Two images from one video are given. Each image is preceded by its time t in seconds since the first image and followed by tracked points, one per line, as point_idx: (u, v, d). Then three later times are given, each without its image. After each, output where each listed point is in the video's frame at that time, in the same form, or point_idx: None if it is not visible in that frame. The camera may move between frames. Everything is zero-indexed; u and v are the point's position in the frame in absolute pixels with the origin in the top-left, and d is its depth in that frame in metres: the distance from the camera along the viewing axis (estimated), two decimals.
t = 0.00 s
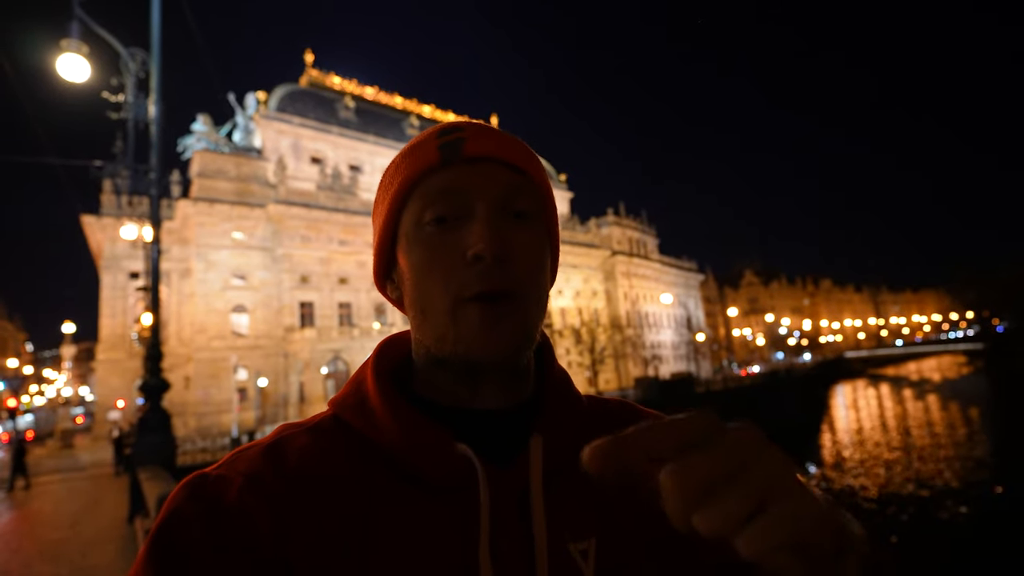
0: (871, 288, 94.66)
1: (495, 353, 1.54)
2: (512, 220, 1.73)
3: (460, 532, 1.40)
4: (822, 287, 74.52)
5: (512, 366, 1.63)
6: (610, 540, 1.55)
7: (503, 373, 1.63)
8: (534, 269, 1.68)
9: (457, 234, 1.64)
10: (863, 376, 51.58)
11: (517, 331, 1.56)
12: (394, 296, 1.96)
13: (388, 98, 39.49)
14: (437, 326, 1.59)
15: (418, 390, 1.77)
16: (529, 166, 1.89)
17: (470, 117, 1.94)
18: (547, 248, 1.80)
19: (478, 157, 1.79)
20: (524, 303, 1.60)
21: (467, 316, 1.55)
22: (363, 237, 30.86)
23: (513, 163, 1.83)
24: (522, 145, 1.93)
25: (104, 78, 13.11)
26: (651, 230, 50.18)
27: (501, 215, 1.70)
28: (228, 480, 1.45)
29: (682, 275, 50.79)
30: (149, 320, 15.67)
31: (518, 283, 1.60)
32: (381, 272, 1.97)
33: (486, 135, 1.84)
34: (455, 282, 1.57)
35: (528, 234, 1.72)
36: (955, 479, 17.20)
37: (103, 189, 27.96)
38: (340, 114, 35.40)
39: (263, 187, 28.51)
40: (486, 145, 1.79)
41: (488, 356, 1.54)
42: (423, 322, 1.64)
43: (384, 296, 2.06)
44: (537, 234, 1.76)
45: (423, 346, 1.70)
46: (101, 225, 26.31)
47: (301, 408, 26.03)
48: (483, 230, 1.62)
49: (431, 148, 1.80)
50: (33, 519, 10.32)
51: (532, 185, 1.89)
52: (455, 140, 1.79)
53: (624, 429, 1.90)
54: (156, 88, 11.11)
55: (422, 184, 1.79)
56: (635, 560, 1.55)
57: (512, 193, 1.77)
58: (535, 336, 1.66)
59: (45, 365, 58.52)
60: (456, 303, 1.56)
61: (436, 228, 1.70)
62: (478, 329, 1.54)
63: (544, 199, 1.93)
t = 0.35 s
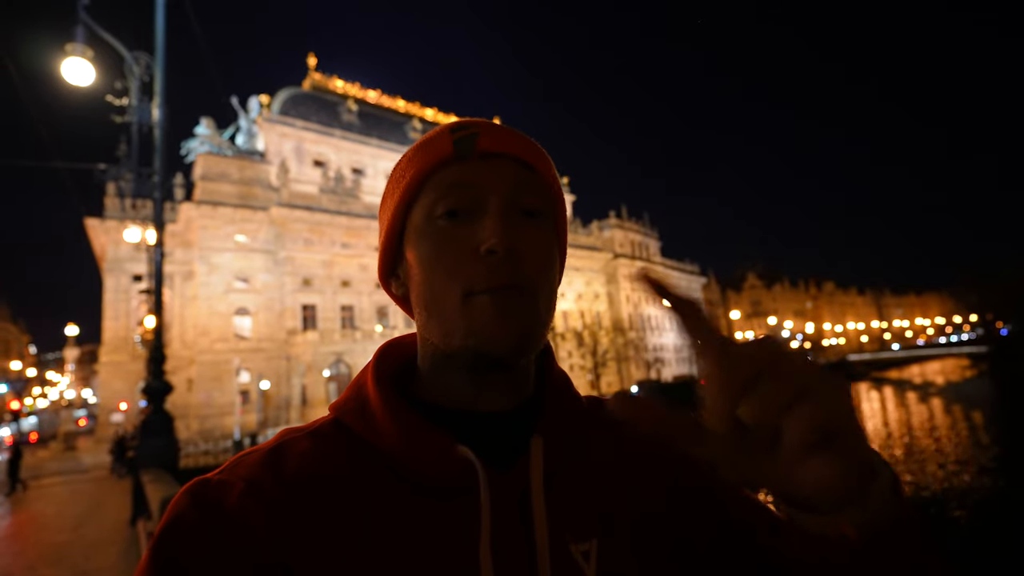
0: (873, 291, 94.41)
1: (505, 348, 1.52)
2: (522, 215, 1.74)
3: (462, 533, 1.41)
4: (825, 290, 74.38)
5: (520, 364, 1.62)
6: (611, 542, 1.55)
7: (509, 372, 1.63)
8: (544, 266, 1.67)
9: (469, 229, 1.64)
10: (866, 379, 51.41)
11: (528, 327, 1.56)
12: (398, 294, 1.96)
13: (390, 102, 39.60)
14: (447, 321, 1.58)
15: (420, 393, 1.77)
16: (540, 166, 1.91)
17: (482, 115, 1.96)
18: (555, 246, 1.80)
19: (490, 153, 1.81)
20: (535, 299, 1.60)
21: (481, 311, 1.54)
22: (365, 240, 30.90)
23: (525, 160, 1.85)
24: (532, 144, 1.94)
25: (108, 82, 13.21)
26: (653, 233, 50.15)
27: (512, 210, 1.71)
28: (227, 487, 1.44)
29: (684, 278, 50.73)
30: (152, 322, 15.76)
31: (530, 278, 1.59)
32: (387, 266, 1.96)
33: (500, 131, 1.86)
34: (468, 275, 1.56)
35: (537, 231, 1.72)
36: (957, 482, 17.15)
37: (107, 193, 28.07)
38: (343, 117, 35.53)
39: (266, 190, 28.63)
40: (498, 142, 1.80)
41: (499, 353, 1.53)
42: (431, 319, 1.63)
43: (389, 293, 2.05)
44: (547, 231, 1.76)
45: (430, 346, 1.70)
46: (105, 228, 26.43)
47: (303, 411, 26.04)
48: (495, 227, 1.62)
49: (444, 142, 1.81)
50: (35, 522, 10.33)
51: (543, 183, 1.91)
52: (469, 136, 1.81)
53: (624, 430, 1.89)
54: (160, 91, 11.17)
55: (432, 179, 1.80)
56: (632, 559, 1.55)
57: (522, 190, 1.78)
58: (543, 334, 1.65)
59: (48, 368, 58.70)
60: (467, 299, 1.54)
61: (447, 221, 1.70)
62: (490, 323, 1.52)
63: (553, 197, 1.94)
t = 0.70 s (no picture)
0: (871, 296, 94.56)
1: (514, 373, 1.53)
2: (538, 240, 1.73)
3: (462, 537, 1.41)
4: (822, 294, 74.50)
5: (528, 382, 1.63)
6: (606, 547, 1.55)
7: (516, 388, 1.64)
8: (558, 291, 1.68)
9: (485, 250, 1.64)
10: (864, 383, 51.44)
11: (537, 352, 1.57)
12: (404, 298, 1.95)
13: (389, 106, 39.67)
14: (459, 340, 1.58)
15: (422, 397, 1.76)
16: (561, 186, 1.89)
17: (507, 126, 1.92)
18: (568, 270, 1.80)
19: (512, 171, 1.78)
20: (546, 325, 1.60)
21: (492, 336, 1.54)
22: (363, 244, 30.84)
23: (547, 181, 1.82)
24: (553, 160, 1.92)
25: (107, 86, 13.17)
26: (651, 238, 50.22)
27: (530, 235, 1.70)
28: (226, 486, 1.43)
29: (682, 282, 50.75)
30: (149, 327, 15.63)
31: (544, 305, 1.60)
32: (393, 271, 1.95)
33: (522, 149, 1.83)
34: (484, 296, 1.56)
35: (554, 255, 1.72)
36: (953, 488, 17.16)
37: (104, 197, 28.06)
38: (341, 122, 35.57)
39: (263, 195, 28.62)
40: (522, 161, 1.78)
41: (509, 374, 1.53)
42: (441, 334, 1.62)
43: (394, 296, 2.05)
44: (561, 255, 1.77)
45: (436, 357, 1.69)
46: (102, 232, 26.39)
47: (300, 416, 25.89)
48: (514, 249, 1.61)
49: (466, 154, 1.78)
50: (30, 527, 10.27)
51: (562, 202, 1.89)
52: (492, 151, 1.78)
53: (623, 437, 1.88)
54: (158, 95, 11.17)
55: (450, 193, 1.77)
56: (628, 560, 1.55)
57: (542, 212, 1.77)
58: (550, 354, 1.65)
59: (45, 373, 58.58)
60: (482, 320, 1.55)
61: (462, 239, 1.69)
62: (502, 349, 1.53)
63: (570, 217, 1.92)
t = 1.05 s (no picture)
0: (874, 299, 94.31)
1: (509, 365, 1.52)
2: (525, 231, 1.74)
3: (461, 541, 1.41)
4: (825, 298, 74.34)
5: (523, 377, 1.62)
6: (612, 552, 1.54)
7: (514, 385, 1.63)
8: (547, 280, 1.68)
9: (473, 244, 1.64)
10: (868, 388, 51.21)
11: (530, 341, 1.57)
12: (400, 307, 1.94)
13: (392, 109, 39.79)
14: (450, 336, 1.58)
15: (422, 401, 1.76)
16: (543, 181, 1.91)
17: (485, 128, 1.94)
18: (557, 260, 1.81)
19: (493, 168, 1.80)
20: (536, 314, 1.60)
21: (483, 328, 1.54)
22: (366, 246, 30.87)
23: (529, 175, 1.84)
24: (534, 158, 1.94)
25: (110, 89, 13.24)
26: (653, 241, 50.20)
27: (515, 225, 1.71)
28: (228, 492, 1.43)
29: (684, 286, 50.68)
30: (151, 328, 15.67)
31: (533, 293, 1.61)
32: (388, 280, 1.95)
33: (502, 147, 1.84)
34: (472, 289, 1.56)
35: (541, 245, 1.73)
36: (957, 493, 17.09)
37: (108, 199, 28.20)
38: (344, 124, 35.69)
39: (266, 197, 28.69)
40: (502, 157, 1.80)
41: (503, 365, 1.52)
42: (434, 332, 1.62)
43: (390, 307, 2.04)
44: (549, 246, 1.78)
45: (432, 359, 1.69)
46: (105, 234, 26.48)
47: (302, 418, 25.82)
48: (500, 240, 1.62)
49: (446, 156, 1.80)
50: (32, 528, 10.29)
51: (545, 197, 1.90)
52: (472, 151, 1.80)
53: (626, 441, 1.88)
54: (162, 98, 11.23)
55: (435, 193, 1.78)
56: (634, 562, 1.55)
57: (526, 205, 1.78)
58: (544, 347, 1.65)
59: (47, 374, 58.71)
60: (471, 313, 1.55)
61: (450, 236, 1.69)
62: (494, 339, 1.53)
63: (554, 212, 1.94)
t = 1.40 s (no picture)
0: (875, 301, 94.12)
1: (510, 377, 1.54)
2: (521, 240, 1.74)
3: (463, 543, 1.40)
4: (826, 299, 74.33)
5: (524, 387, 1.63)
6: (618, 553, 1.54)
7: (518, 390, 1.63)
8: (545, 290, 1.69)
9: (468, 258, 1.64)
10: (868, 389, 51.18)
11: (529, 354, 1.57)
12: (404, 314, 1.94)
13: (393, 109, 39.83)
14: (451, 348, 1.58)
15: (427, 404, 1.76)
16: (538, 187, 1.90)
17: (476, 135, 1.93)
18: (554, 269, 1.82)
19: (487, 178, 1.79)
20: (535, 325, 1.60)
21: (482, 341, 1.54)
22: (367, 246, 30.87)
23: (525, 184, 1.83)
24: (528, 164, 1.93)
25: (113, 89, 13.27)
26: (654, 242, 50.18)
27: (510, 237, 1.71)
28: (235, 492, 1.43)
29: (685, 286, 50.67)
30: (153, 328, 15.69)
31: (532, 303, 1.61)
32: (389, 290, 1.96)
33: (495, 154, 1.82)
34: (470, 303, 1.56)
35: (538, 255, 1.74)
36: (957, 494, 17.05)
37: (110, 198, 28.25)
38: (345, 124, 35.72)
39: (268, 197, 28.72)
40: (494, 166, 1.78)
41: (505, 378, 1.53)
42: (434, 343, 1.62)
43: (393, 313, 2.04)
44: (547, 254, 1.78)
45: (432, 366, 1.69)
46: (107, 232, 26.50)
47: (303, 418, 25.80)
48: (495, 254, 1.62)
49: (438, 168, 1.78)
50: (34, 527, 10.32)
51: (541, 203, 1.90)
52: (463, 162, 1.78)
53: (632, 443, 1.88)
54: (164, 98, 11.24)
55: (430, 206, 1.78)
56: (640, 562, 1.55)
57: (520, 215, 1.78)
58: (544, 358, 1.65)
59: (48, 373, 58.71)
60: (469, 326, 1.55)
61: (445, 252, 1.69)
62: (494, 354, 1.53)
63: (551, 219, 1.94)
